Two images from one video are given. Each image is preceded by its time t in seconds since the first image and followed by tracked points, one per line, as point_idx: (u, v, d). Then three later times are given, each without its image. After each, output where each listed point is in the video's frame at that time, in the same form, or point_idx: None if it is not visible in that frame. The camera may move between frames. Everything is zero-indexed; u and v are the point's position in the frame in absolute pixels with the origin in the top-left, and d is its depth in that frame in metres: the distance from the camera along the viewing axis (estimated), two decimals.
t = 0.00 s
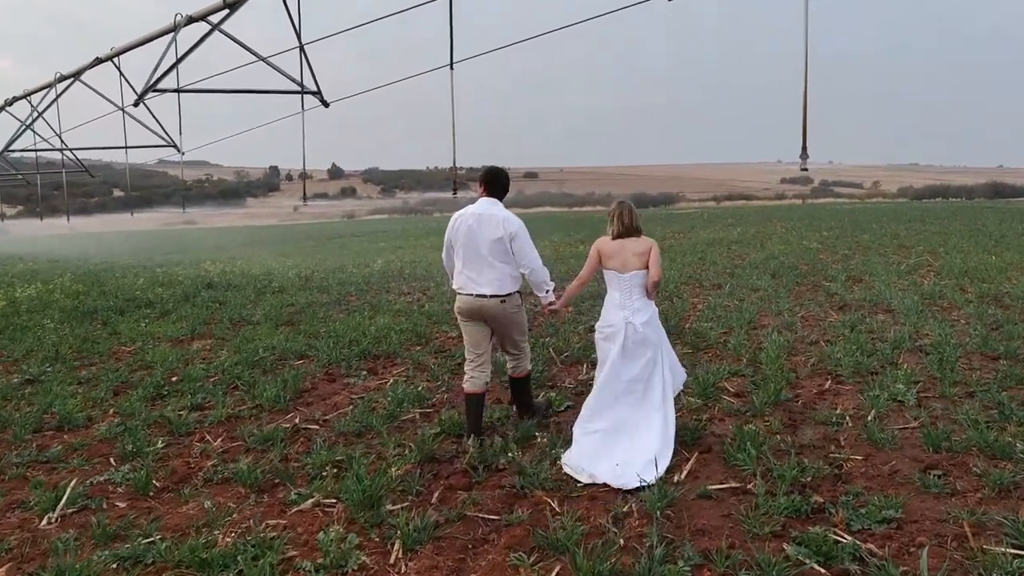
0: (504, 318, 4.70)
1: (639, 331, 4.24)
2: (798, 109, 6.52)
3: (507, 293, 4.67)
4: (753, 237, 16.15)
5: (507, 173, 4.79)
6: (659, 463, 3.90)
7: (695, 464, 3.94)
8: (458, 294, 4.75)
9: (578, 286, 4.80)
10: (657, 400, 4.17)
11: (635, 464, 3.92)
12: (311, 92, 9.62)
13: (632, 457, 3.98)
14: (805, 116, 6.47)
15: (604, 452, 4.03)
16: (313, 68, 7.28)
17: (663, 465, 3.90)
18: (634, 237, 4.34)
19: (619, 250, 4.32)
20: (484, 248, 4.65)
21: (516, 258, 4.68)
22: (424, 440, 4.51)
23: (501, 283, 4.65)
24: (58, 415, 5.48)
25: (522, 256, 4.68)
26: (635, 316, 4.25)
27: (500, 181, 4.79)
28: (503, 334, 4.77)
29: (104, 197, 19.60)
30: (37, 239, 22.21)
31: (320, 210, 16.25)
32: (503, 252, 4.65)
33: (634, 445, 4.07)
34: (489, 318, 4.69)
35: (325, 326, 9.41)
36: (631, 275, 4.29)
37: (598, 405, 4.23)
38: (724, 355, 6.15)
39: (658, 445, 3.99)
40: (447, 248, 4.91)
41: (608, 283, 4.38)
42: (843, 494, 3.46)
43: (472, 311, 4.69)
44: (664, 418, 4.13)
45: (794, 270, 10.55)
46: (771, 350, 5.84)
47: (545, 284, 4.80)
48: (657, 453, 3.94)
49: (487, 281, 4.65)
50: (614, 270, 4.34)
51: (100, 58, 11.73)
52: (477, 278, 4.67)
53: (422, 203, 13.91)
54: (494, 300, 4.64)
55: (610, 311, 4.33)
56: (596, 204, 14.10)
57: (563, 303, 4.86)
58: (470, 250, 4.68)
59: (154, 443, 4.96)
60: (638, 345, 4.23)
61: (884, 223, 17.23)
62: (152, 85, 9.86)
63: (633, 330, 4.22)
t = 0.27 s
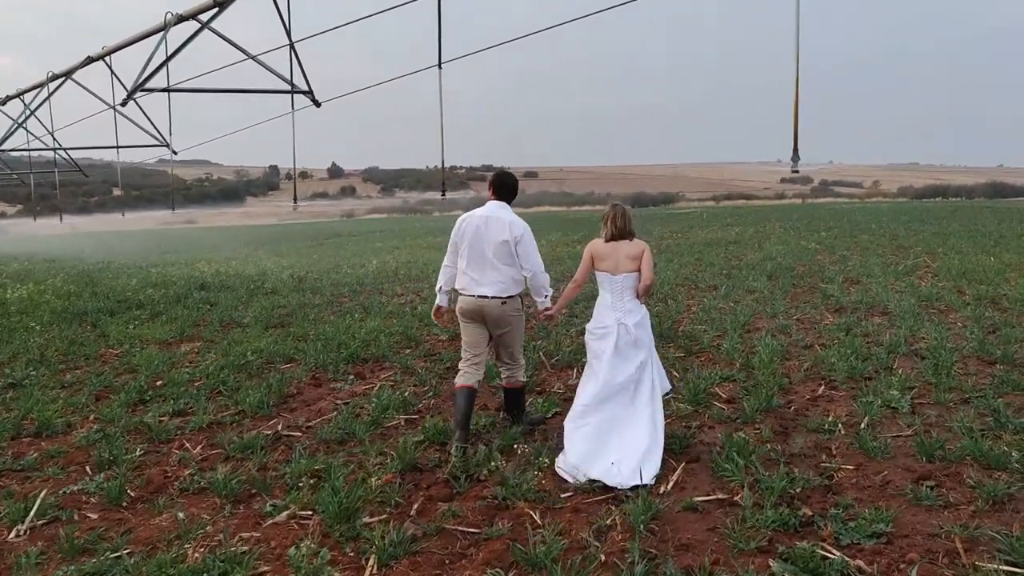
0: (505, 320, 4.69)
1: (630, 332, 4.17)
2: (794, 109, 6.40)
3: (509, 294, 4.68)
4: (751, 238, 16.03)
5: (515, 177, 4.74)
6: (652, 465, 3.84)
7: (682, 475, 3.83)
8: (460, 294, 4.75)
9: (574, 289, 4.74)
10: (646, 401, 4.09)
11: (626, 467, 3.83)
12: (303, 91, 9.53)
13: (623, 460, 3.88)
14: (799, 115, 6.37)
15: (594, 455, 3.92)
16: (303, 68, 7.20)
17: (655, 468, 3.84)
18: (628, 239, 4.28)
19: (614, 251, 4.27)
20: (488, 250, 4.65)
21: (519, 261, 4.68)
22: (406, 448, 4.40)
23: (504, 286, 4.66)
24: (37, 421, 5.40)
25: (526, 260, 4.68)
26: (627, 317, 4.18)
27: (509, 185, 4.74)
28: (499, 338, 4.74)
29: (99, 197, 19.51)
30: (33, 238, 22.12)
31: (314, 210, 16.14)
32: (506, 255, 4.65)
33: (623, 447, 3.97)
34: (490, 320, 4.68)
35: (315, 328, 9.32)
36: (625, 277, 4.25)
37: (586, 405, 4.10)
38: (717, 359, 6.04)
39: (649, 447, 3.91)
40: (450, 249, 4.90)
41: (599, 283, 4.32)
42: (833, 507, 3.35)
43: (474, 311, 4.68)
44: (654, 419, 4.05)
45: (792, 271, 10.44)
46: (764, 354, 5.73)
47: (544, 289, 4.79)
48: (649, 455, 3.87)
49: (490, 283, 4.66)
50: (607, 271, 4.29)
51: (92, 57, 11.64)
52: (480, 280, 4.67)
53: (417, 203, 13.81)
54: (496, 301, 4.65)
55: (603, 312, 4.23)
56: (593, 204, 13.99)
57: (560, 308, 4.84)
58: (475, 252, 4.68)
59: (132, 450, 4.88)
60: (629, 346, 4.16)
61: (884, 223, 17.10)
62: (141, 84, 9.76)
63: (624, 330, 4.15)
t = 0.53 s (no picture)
0: (508, 320, 4.75)
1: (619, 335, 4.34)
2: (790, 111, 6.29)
3: (514, 294, 4.74)
4: (749, 239, 15.92)
5: (519, 183, 4.89)
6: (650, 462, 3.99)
7: (672, 489, 3.74)
8: (466, 295, 4.83)
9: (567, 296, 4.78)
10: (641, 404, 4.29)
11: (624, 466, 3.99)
12: (295, 92, 9.42)
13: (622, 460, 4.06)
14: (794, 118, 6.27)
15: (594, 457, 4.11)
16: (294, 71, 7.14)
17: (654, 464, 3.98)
18: (619, 241, 4.39)
19: (601, 255, 4.38)
20: (494, 251, 4.75)
21: (524, 261, 4.76)
22: (391, 461, 4.31)
23: (510, 286, 4.72)
24: (17, 430, 5.34)
25: (531, 260, 4.75)
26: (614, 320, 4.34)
27: (513, 190, 4.89)
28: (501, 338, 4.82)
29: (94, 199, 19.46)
30: (29, 240, 22.07)
31: (310, 212, 16.04)
32: (511, 255, 4.74)
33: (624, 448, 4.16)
34: (494, 320, 4.76)
35: (307, 333, 9.23)
36: (612, 280, 4.37)
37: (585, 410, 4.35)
38: (712, 366, 5.93)
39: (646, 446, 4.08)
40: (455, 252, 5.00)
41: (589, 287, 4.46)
42: (826, 524, 3.25)
43: (479, 311, 4.77)
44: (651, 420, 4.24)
45: (789, 274, 10.34)
46: (759, 361, 5.62)
47: (546, 290, 4.85)
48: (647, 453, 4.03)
49: (495, 282, 4.74)
50: (596, 275, 4.42)
51: (83, 58, 11.53)
52: (485, 280, 4.76)
53: (412, 204, 13.71)
54: (500, 301, 4.72)
55: (591, 317, 4.40)
56: (590, 205, 13.89)
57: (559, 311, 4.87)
58: (481, 253, 4.78)
59: (113, 461, 4.82)
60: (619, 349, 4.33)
61: (883, 224, 16.98)
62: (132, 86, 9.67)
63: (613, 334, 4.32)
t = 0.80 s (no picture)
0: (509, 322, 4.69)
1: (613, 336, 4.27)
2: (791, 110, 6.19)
3: (515, 296, 4.66)
4: (749, 239, 15.82)
5: (519, 185, 4.84)
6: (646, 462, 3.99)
7: (671, 499, 3.65)
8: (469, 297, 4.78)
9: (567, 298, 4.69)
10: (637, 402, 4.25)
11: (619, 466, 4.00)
12: (290, 92, 9.32)
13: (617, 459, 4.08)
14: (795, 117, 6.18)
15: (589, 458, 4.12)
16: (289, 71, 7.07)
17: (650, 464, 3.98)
18: (615, 242, 4.30)
19: (595, 256, 4.31)
20: (494, 252, 4.69)
21: (525, 262, 4.69)
22: (384, 469, 4.23)
23: (511, 287, 4.65)
24: (3, 436, 5.32)
25: (533, 261, 4.68)
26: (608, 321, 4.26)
27: (514, 191, 4.83)
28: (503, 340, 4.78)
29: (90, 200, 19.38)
30: (26, 240, 22.01)
31: (306, 212, 15.93)
32: (512, 257, 4.67)
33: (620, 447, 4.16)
34: (495, 321, 4.69)
35: (303, 335, 9.16)
36: (605, 282, 4.28)
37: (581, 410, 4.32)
38: (711, 370, 5.84)
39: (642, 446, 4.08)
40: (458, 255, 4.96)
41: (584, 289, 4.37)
42: (828, 536, 3.16)
43: (480, 313, 4.72)
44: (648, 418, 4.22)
45: (789, 276, 10.26)
46: (759, 366, 5.52)
47: (548, 291, 4.76)
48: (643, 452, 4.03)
49: (496, 283, 4.67)
50: (590, 276, 4.34)
51: (77, 58, 11.43)
52: (485, 281, 4.70)
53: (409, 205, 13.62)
54: (501, 302, 4.64)
55: (584, 317, 4.32)
56: (588, 205, 13.80)
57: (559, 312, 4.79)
58: (482, 254, 4.72)
59: (100, 469, 4.81)
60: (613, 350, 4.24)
61: (883, 224, 16.88)
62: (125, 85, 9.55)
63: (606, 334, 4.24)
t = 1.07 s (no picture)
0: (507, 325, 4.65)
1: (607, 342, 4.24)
2: (793, 113, 6.09)
3: (512, 299, 4.61)
4: (748, 241, 15.75)
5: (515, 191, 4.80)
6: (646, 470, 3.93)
7: (673, 512, 3.56)
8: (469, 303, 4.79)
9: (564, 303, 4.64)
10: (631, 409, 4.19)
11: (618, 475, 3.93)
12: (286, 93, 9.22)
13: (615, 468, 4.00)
14: (797, 119, 6.08)
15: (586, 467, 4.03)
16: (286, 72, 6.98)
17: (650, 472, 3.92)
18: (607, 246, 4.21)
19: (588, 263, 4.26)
20: (489, 257, 4.66)
21: (520, 265, 4.62)
22: (379, 480, 4.14)
23: (507, 290, 4.60)
24: None
25: (528, 264, 4.61)
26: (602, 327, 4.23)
27: (511, 196, 4.79)
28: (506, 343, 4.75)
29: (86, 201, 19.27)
30: (22, 241, 21.92)
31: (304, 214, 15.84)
32: (505, 260, 4.61)
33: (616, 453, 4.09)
34: (493, 325, 4.66)
35: (299, 339, 9.07)
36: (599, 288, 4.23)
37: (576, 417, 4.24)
38: (713, 376, 5.73)
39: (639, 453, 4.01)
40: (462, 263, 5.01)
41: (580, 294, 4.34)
42: (837, 552, 3.06)
43: (479, 317, 4.72)
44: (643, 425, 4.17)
45: (790, 279, 10.18)
46: (762, 372, 5.42)
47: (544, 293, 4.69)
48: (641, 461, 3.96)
49: (492, 288, 4.63)
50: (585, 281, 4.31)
51: (72, 59, 11.33)
52: (482, 286, 4.68)
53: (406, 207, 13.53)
54: (498, 307, 4.61)
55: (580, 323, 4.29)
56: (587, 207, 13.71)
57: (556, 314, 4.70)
58: (478, 259, 4.72)
59: (88, 478, 4.78)
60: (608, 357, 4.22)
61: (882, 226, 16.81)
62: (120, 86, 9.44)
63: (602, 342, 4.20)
